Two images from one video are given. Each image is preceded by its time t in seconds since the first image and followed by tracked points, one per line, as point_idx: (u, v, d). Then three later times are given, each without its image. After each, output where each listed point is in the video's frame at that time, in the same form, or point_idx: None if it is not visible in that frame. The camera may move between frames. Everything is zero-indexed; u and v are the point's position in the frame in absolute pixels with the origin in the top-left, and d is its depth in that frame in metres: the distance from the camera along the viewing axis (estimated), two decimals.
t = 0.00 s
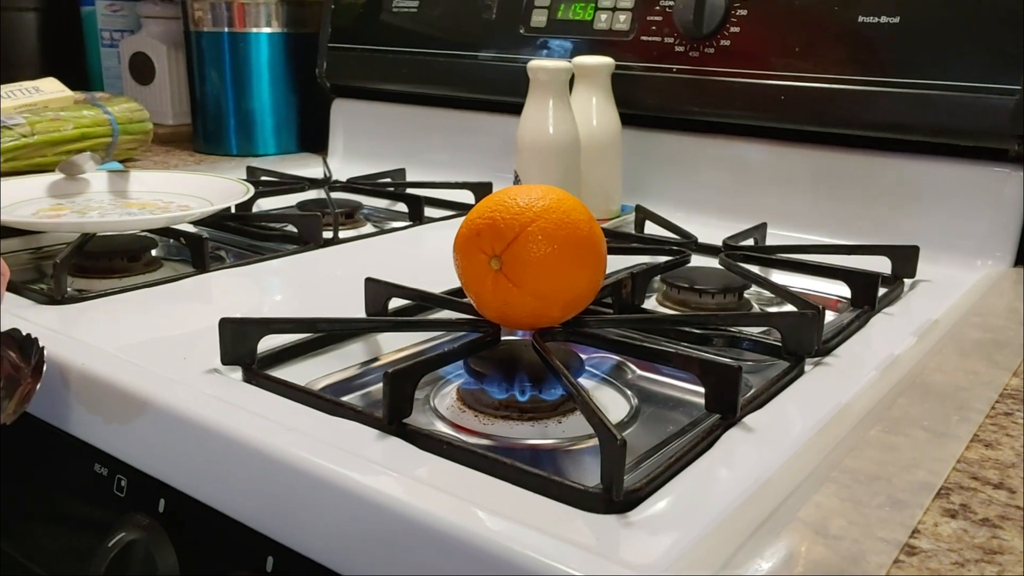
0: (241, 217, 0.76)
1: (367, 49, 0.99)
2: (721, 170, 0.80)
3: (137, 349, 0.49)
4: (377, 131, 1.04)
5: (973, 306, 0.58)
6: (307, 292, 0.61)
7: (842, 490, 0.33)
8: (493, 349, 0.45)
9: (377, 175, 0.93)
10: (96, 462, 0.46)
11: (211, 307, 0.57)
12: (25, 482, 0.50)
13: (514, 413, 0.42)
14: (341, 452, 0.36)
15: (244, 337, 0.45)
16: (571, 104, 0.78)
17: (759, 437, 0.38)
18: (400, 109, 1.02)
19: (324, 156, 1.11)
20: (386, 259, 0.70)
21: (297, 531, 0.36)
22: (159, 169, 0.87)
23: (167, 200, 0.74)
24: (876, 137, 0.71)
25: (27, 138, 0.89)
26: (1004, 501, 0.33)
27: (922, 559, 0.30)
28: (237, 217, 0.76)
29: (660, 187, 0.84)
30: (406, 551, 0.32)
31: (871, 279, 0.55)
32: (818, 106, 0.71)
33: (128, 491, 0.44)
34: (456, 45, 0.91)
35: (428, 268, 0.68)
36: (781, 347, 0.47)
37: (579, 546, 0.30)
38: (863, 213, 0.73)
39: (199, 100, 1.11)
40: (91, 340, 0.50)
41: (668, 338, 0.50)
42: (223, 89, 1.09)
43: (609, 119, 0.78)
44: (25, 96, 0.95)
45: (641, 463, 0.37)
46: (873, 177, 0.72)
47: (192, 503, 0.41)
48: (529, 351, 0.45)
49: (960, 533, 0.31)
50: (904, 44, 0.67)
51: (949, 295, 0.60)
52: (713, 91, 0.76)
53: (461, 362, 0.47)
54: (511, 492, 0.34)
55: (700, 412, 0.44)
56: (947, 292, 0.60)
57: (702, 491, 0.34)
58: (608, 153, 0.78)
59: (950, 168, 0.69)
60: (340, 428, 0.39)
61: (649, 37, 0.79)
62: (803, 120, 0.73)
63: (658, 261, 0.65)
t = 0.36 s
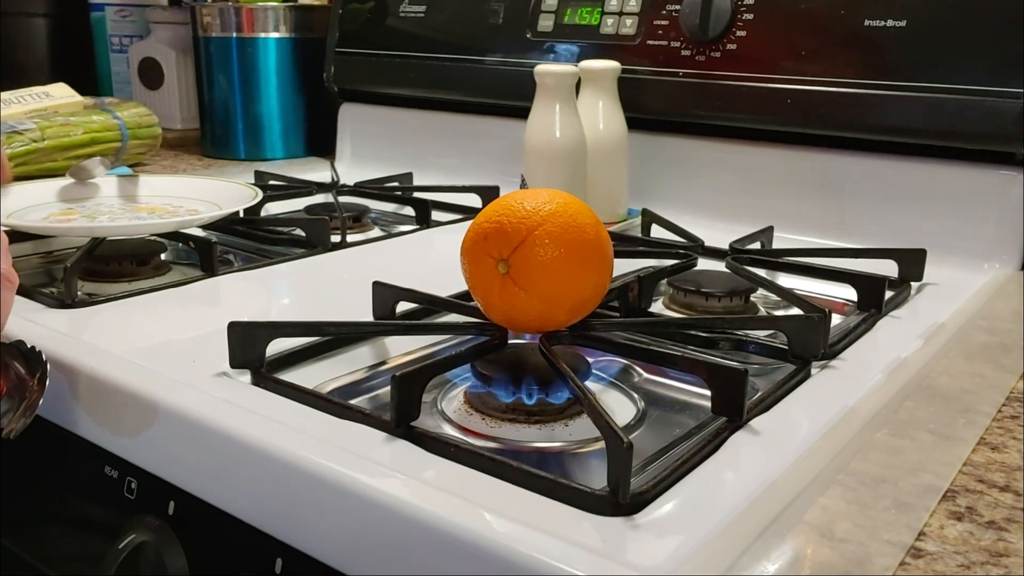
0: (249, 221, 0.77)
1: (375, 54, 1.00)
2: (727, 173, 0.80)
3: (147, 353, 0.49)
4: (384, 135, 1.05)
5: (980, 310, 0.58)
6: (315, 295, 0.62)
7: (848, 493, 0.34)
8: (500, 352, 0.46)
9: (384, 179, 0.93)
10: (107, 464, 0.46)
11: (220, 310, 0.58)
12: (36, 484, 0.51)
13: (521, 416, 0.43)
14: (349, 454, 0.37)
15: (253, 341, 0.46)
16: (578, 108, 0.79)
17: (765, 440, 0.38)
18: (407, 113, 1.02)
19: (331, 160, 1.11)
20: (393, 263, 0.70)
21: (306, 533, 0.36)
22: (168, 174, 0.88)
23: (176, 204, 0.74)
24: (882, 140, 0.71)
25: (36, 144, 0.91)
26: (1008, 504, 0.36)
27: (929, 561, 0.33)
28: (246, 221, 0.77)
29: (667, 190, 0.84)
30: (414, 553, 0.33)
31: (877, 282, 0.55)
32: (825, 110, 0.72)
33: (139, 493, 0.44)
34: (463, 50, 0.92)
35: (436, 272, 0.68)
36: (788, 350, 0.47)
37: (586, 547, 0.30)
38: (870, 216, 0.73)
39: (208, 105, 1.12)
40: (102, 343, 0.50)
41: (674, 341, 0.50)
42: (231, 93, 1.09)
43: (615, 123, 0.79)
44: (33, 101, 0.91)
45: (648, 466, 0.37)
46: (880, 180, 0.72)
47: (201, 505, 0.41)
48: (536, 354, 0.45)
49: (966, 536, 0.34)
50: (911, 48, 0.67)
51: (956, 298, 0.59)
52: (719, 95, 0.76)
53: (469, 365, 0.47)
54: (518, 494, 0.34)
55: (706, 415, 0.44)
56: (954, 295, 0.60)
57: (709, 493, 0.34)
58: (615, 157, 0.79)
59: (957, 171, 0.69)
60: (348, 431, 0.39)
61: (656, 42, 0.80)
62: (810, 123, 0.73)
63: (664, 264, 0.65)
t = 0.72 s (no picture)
0: (255, 224, 0.77)
1: (380, 57, 1.00)
2: (733, 175, 0.80)
3: (154, 354, 0.49)
4: (390, 139, 1.05)
5: (986, 311, 0.57)
6: (321, 297, 0.62)
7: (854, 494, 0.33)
8: (506, 353, 0.46)
9: (390, 182, 0.94)
10: (114, 465, 0.46)
11: (227, 312, 0.58)
12: (44, 484, 0.51)
13: (527, 416, 0.43)
14: (355, 454, 0.37)
15: (260, 342, 0.46)
16: (583, 110, 0.79)
17: (771, 441, 0.38)
18: (412, 116, 1.02)
19: (337, 163, 1.12)
20: (399, 265, 0.70)
21: (313, 532, 0.36)
22: (175, 176, 0.88)
23: (183, 206, 0.74)
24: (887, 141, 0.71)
25: (44, 147, 0.91)
26: (1016, 504, 0.35)
27: (934, 561, 0.31)
28: (252, 223, 0.77)
29: (672, 193, 0.84)
30: (420, 552, 0.33)
31: (882, 284, 0.55)
32: (830, 112, 0.72)
33: (146, 494, 0.45)
34: (468, 52, 0.92)
35: (441, 274, 0.68)
36: (793, 352, 0.47)
37: (590, 547, 0.30)
38: (875, 217, 0.73)
39: (215, 108, 1.12)
40: (109, 344, 0.50)
41: (680, 343, 0.50)
42: (237, 96, 1.10)
43: (620, 126, 0.79)
44: (42, 105, 0.96)
45: (654, 467, 0.37)
46: (885, 182, 0.72)
47: (207, 505, 0.42)
48: (542, 355, 0.45)
49: (973, 536, 0.33)
50: (916, 49, 0.67)
51: (962, 299, 0.59)
52: (725, 98, 0.77)
53: (475, 366, 0.47)
54: (524, 494, 0.34)
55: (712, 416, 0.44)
56: (960, 296, 0.60)
57: (715, 493, 0.34)
58: (620, 159, 0.79)
59: (962, 173, 0.68)
60: (355, 432, 0.40)
61: (661, 44, 0.80)
62: (816, 125, 0.73)
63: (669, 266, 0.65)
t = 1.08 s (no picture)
0: (264, 225, 0.77)
1: (387, 59, 1.00)
2: (741, 177, 0.80)
3: (164, 354, 0.49)
4: (397, 140, 1.05)
5: (997, 314, 0.57)
6: (330, 298, 0.62)
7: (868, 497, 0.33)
8: (516, 355, 0.46)
9: (397, 184, 0.94)
10: (125, 465, 0.46)
11: (236, 313, 0.58)
12: (55, 485, 0.51)
13: (537, 418, 0.43)
14: (367, 455, 0.37)
15: (270, 343, 0.46)
16: (591, 112, 0.79)
17: (784, 442, 0.38)
18: (419, 118, 1.03)
19: (344, 165, 1.12)
20: (408, 266, 0.70)
21: (324, 533, 0.36)
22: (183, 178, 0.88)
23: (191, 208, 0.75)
24: (895, 143, 0.71)
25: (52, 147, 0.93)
26: None
27: (955, 561, 0.34)
28: (260, 224, 0.77)
29: (680, 195, 0.84)
30: (433, 553, 0.33)
31: (893, 286, 0.55)
32: (839, 114, 0.72)
33: (157, 495, 0.45)
34: (475, 54, 0.92)
35: (449, 275, 0.68)
36: (804, 354, 0.47)
37: (604, 548, 0.30)
38: (884, 219, 0.73)
39: (222, 110, 1.13)
40: (120, 345, 0.50)
41: (689, 345, 0.50)
42: (245, 98, 1.10)
43: (628, 128, 0.79)
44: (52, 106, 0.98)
45: (666, 468, 0.37)
46: (894, 184, 0.72)
47: (218, 505, 0.42)
48: (553, 356, 0.45)
49: (991, 536, 0.35)
50: (925, 51, 0.67)
51: (973, 301, 0.59)
52: (734, 100, 0.77)
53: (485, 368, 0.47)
54: (537, 495, 0.34)
55: (722, 418, 0.44)
56: (970, 298, 0.60)
57: (728, 495, 0.34)
58: (628, 161, 0.79)
59: (972, 175, 0.68)
60: (366, 432, 0.40)
61: (669, 46, 0.80)
62: (825, 127, 0.73)
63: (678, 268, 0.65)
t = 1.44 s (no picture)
0: (268, 226, 0.77)
1: (391, 60, 1.00)
2: (746, 179, 0.80)
3: (170, 354, 0.49)
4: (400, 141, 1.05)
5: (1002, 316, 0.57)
6: (335, 299, 0.62)
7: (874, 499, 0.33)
8: (521, 356, 0.46)
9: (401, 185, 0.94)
10: (130, 465, 0.46)
11: (241, 313, 0.58)
12: (60, 485, 0.51)
13: (543, 419, 0.43)
14: (372, 456, 0.37)
15: (275, 344, 0.46)
16: (595, 113, 0.79)
17: (790, 444, 0.37)
18: (423, 119, 1.03)
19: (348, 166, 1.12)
20: (412, 267, 0.70)
21: (329, 533, 0.36)
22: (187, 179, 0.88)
23: (195, 208, 0.75)
24: (901, 146, 0.71)
25: (57, 148, 0.93)
26: None
27: (960, 565, 0.37)
28: (264, 225, 0.77)
29: (684, 196, 0.84)
30: (437, 553, 0.33)
31: (899, 288, 0.54)
32: (844, 116, 0.71)
33: (161, 495, 0.45)
34: (479, 55, 0.92)
35: (453, 276, 0.68)
36: (809, 356, 0.46)
37: (610, 549, 0.30)
38: (889, 221, 0.73)
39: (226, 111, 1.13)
40: (125, 345, 0.50)
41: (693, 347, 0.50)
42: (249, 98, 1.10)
43: (632, 129, 0.79)
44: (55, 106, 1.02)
45: (671, 470, 0.37)
46: (899, 186, 0.72)
47: (223, 505, 0.42)
48: (558, 357, 0.45)
49: (994, 541, 0.39)
50: (930, 53, 0.67)
51: (979, 303, 0.59)
52: (740, 102, 0.76)
53: (490, 368, 0.47)
54: (542, 497, 0.34)
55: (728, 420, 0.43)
56: (976, 300, 0.60)
57: (734, 496, 0.33)
58: (632, 162, 0.79)
59: (977, 177, 0.68)
60: (371, 433, 0.40)
61: (674, 48, 0.80)
62: (830, 128, 0.73)
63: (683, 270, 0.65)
